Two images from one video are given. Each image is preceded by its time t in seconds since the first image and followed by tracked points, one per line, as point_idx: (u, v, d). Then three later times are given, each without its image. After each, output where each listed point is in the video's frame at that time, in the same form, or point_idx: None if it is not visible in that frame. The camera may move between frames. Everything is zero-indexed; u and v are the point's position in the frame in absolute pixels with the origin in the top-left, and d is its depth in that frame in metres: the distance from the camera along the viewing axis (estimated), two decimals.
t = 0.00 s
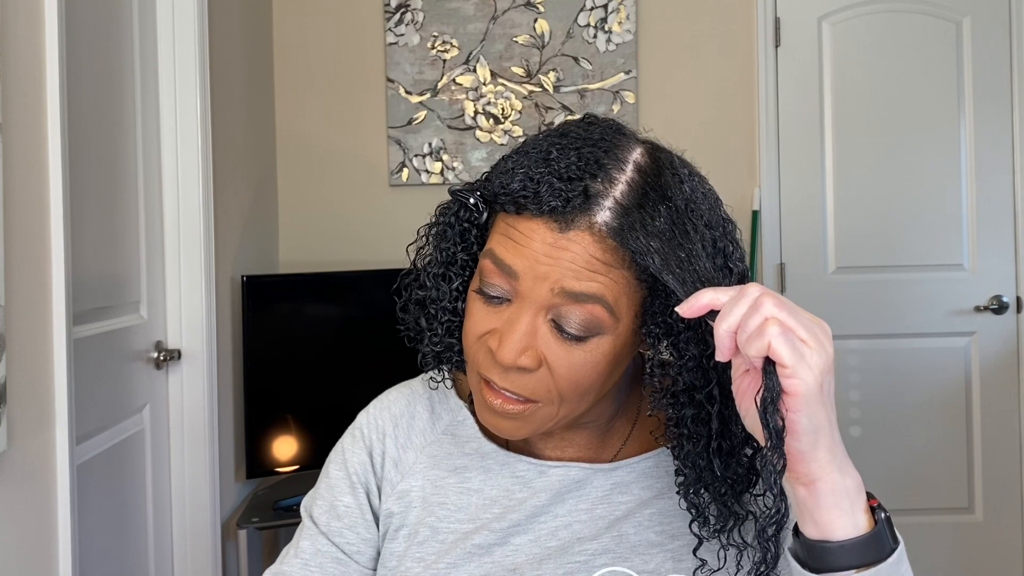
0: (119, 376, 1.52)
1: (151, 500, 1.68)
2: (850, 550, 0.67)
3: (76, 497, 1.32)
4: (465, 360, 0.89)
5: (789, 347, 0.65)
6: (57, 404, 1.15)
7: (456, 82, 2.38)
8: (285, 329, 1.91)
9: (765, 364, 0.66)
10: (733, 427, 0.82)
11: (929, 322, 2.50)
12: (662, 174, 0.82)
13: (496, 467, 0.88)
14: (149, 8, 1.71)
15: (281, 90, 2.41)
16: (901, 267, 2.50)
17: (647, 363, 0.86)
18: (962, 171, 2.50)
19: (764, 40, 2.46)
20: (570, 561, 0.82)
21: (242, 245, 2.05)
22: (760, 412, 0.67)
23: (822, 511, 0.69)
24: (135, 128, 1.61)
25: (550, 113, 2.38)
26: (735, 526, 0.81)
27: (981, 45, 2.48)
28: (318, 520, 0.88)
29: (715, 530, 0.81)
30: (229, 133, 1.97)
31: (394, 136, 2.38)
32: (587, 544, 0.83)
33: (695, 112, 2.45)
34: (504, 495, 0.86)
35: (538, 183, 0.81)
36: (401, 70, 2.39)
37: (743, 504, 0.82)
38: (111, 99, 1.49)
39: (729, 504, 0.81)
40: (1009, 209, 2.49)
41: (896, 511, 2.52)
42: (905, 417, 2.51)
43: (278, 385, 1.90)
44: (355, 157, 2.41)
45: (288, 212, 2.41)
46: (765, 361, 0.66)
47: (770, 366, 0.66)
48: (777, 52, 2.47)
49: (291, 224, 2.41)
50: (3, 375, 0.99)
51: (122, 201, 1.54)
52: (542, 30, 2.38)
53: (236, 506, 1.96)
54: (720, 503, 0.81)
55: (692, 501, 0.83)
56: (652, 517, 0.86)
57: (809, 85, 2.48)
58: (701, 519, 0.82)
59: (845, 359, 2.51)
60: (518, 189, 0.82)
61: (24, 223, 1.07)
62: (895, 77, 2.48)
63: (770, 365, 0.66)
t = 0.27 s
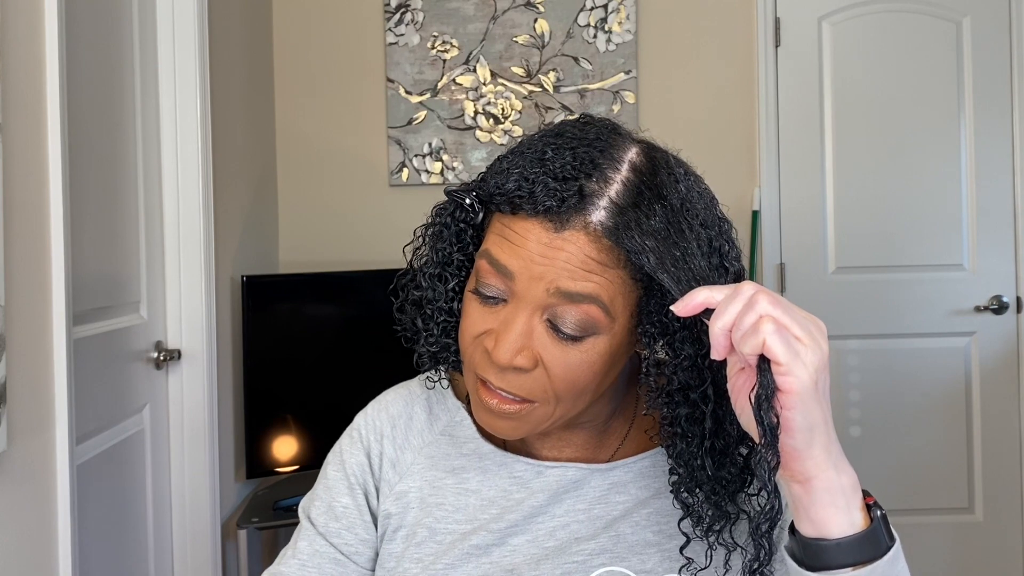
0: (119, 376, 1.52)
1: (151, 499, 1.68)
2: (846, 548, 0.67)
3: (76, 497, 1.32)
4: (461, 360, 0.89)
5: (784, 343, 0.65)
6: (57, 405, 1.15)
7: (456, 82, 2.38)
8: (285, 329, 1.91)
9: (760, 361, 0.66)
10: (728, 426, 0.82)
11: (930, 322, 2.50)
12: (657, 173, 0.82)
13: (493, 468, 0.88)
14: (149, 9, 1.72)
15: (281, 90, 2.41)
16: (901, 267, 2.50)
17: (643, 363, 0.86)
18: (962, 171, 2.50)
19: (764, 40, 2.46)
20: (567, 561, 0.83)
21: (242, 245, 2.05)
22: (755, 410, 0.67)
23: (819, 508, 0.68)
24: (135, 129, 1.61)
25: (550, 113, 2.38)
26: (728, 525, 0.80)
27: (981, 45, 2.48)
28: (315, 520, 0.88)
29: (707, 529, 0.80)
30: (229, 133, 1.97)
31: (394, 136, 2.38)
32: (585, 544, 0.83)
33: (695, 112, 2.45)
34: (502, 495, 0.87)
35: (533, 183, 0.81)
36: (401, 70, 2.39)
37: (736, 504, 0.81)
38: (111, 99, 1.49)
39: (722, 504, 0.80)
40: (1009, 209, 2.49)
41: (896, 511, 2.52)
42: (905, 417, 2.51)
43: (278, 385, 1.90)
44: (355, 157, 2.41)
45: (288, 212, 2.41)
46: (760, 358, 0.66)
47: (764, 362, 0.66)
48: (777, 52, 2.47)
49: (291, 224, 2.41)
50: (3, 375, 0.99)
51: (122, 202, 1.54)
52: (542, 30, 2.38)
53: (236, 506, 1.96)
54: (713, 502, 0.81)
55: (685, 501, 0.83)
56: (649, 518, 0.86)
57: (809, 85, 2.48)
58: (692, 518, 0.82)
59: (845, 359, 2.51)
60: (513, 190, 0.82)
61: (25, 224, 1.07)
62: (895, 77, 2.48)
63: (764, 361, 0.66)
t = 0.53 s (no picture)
0: (119, 375, 1.52)
1: (151, 499, 1.68)
2: (846, 549, 0.67)
3: (76, 497, 1.32)
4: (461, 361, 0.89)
5: (784, 344, 0.65)
6: (57, 404, 1.15)
7: (456, 82, 2.38)
8: (284, 329, 1.91)
9: (759, 361, 0.66)
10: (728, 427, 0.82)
11: (930, 322, 2.50)
12: (656, 173, 0.82)
13: (493, 469, 0.88)
14: (149, 9, 1.71)
15: (281, 90, 2.41)
16: (901, 267, 2.50)
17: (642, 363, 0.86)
18: (962, 171, 2.50)
19: (764, 40, 2.46)
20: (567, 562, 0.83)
21: (242, 244, 2.05)
22: (755, 410, 0.67)
23: (818, 508, 0.68)
24: (135, 129, 1.61)
25: (550, 113, 2.38)
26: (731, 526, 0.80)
27: (981, 45, 2.48)
28: (315, 521, 0.88)
29: (710, 530, 0.80)
30: (229, 133, 1.97)
31: (394, 136, 2.38)
32: (585, 545, 0.83)
33: (695, 112, 2.45)
34: (502, 496, 0.87)
35: (531, 183, 0.81)
36: (401, 70, 2.39)
37: (737, 503, 0.81)
38: (110, 99, 1.49)
39: (723, 504, 0.81)
40: (1009, 209, 2.49)
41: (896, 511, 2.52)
42: (905, 417, 2.51)
43: (277, 385, 1.90)
44: (355, 157, 2.41)
45: (288, 212, 2.41)
46: (759, 358, 0.66)
47: (764, 362, 0.66)
48: (777, 52, 2.47)
49: (291, 224, 2.41)
50: (3, 375, 0.99)
51: (122, 201, 1.54)
52: (542, 30, 2.38)
53: (236, 506, 1.96)
54: (713, 502, 0.81)
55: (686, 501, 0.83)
56: (650, 518, 0.86)
57: (809, 85, 2.48)
58: (694, 519, 0.82)
59: (845, 359, 2.51)
60: (512, 190, 0.82)
61: (25, 224, 1.07)
62: (895, 77, 2.48)
63: (764, 361, 0.66)
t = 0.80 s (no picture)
0: (119, 375, 1.52)
1: (151, 499, 1.68)
2: (846, 548, 0.67)
3: (76, 496, 1.32)
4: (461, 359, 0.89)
5: (783, 344, 0.65)
6: (57, 405, 1.15)
7: (456, 82, 2.38)
8: (285, 330, 1.91)
9: (758, 360, 0.66)
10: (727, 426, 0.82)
11: (929, 322, 2.50)
12: (656, 174, 0.82)
13: (493, 468, 0.88)
14: (149, 9, 1.72)
15: (281, 90, 2.41)
16: (901, 267, 2.50)
17: (642, 363, 0.86)
18: (962, 171, 2.50)
19: (764, 40, 2.46)
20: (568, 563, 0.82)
21: (242, 244, 2.05)
22: (754, 410, 0.67)
23: (818, 508, 0.68)
24: (134, 129, 1.61)
25: (550, 113, 2.38)
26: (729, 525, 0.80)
27: (981, 45, 2.48)
28: (315, 520, 0.88)
29: (708, 530, 0.80)
30: (229, 133, 1.97)
31: (394, 136, 2.38)
32: (585, 545, 0.83)
33: (695, 112, 2.45)
34: (502, 496, 0.87)
35: (532, 182, 0.81)
36: (401, 70, 2.39)
37: (735, 504, 0.81)
38: (110, 98, 1.49)
39: (722, 504, 0.81)
40: (1009, 209, 2.49)
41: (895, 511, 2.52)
42: (905, 417, 2.51)
43: (277, 385, 1.90)
44: (355, 157, 2.41)
45: (288, 212, 2.41)
46: (759, 358, 0.66)
47: (763, 362, 0.66)
48: (777, 52, 2.47)
49: (292, 223, 2.41)
50: (3, 375, 0.99)
51: (122, 201, 1.54)
52: (542, 30, 2.38)
53: (236, 506, 1.96)
54: (713, 502, 0.81)
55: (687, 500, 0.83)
56: (649, 519, 0.86)
57: (808, 85, 2.48)
58: (693, 518, 0.82)
59: (845, 359, 2.51)
60: (512, 190, 0.82)
61: (25, 223, 1.07)
62: (895, 77, 2.48)
63: (763, 361, 0.66)
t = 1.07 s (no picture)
0: (119, 375, 1.52)
1: (151, 499, 1.68)
2: (847, 549, 0.67)
3: (76, 496, 1.32)
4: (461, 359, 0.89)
5: (784, 345, 0.65)
6: (57, 405, 1.15)
7: (456, 82, 2.38)
8: (285, 330, 1.91)
9: (759, 361, 0.66)
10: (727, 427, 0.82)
11: (929, 322, 2.50)
12: (658, 174, 0.82)
13: (493, 469, 0.88)
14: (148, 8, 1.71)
15: (280, 90, 2.41)
16: (901, 267, 2.50)
17: (642, 364, 0.86)
18: (962, 171, 2.50)
19: (764, 40, 2.46)
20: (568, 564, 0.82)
21: (242, 244, 2.05)
22: (755, 410, 0.67)
23: (819, 508, 0.68)
24: (135, 129, 1.61)
25: (550, 113, 2.38)
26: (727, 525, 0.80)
27: (981, 45, 2.48)
28: (314, 520, 0.88)
29: (708, 530, 0.80)
30: (229, 132, 1.97)
31: (394, 136, 2.38)
32: (585, 545, 0.83)
33: (695, 112, 2.45)
34: (502, 496, 0.87)
35: (533, 182, 0.81)
36: (401, 70, 2.39)
37: (734, 504, 0.81)
38: (111, 98, 1.49)
39: (722, 504, 0.81)
40: (1009, 210, 2.49)
41: (895, 511, 2.52)
42: (905, 418, 2.51)
43: (277, 384, 1.90)
44: (355, 157, 2.41)
45: (288, 212, 2.40)
46: (759, 359, 0.66)
47: (764, 363, 0.66)
48: (777, 52, 2.47)
49: (292, 223, 2.41)
50: (3, 375, 0.99)
51: (122, 201, 1.54)
52: (542, 30, 2.38)
53: (236, 506, 1.96)
54: (713, 502, 0.81)
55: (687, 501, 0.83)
56: (649, 520, 0.86)
57: (808, 85, 2.48)
58: (692, 519, 0.82)
59: (845, 359, 2.51)
60: (513, 190, 0.82)
61: (25, 223, 1.07)
62: (895, 77, 2.48)
63: (763, 361, 0.66)
